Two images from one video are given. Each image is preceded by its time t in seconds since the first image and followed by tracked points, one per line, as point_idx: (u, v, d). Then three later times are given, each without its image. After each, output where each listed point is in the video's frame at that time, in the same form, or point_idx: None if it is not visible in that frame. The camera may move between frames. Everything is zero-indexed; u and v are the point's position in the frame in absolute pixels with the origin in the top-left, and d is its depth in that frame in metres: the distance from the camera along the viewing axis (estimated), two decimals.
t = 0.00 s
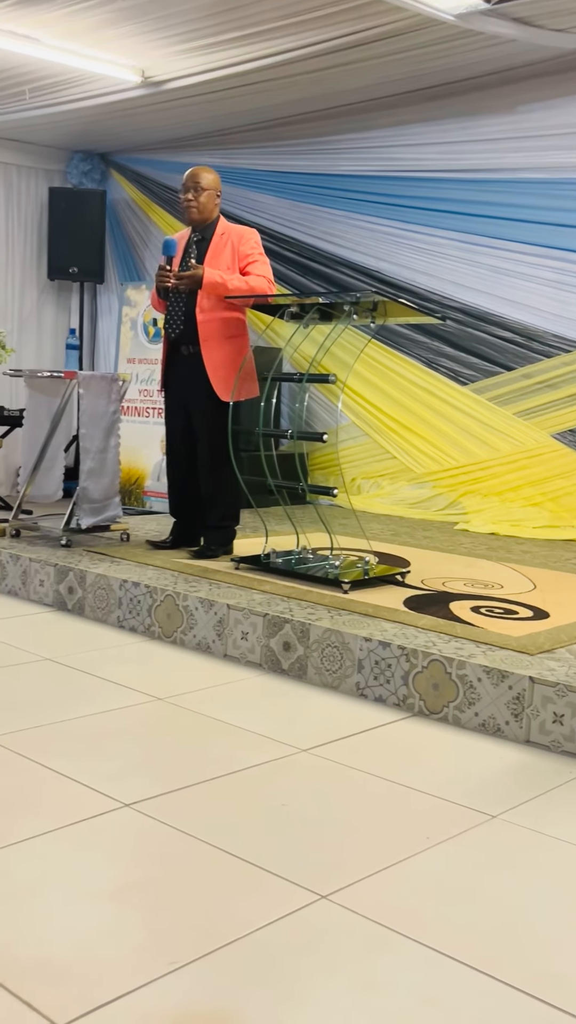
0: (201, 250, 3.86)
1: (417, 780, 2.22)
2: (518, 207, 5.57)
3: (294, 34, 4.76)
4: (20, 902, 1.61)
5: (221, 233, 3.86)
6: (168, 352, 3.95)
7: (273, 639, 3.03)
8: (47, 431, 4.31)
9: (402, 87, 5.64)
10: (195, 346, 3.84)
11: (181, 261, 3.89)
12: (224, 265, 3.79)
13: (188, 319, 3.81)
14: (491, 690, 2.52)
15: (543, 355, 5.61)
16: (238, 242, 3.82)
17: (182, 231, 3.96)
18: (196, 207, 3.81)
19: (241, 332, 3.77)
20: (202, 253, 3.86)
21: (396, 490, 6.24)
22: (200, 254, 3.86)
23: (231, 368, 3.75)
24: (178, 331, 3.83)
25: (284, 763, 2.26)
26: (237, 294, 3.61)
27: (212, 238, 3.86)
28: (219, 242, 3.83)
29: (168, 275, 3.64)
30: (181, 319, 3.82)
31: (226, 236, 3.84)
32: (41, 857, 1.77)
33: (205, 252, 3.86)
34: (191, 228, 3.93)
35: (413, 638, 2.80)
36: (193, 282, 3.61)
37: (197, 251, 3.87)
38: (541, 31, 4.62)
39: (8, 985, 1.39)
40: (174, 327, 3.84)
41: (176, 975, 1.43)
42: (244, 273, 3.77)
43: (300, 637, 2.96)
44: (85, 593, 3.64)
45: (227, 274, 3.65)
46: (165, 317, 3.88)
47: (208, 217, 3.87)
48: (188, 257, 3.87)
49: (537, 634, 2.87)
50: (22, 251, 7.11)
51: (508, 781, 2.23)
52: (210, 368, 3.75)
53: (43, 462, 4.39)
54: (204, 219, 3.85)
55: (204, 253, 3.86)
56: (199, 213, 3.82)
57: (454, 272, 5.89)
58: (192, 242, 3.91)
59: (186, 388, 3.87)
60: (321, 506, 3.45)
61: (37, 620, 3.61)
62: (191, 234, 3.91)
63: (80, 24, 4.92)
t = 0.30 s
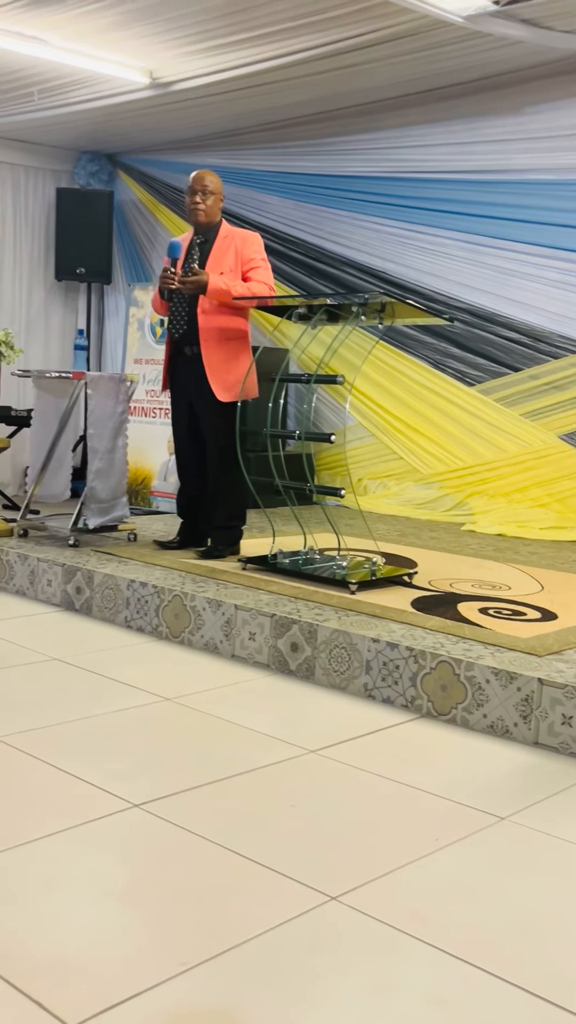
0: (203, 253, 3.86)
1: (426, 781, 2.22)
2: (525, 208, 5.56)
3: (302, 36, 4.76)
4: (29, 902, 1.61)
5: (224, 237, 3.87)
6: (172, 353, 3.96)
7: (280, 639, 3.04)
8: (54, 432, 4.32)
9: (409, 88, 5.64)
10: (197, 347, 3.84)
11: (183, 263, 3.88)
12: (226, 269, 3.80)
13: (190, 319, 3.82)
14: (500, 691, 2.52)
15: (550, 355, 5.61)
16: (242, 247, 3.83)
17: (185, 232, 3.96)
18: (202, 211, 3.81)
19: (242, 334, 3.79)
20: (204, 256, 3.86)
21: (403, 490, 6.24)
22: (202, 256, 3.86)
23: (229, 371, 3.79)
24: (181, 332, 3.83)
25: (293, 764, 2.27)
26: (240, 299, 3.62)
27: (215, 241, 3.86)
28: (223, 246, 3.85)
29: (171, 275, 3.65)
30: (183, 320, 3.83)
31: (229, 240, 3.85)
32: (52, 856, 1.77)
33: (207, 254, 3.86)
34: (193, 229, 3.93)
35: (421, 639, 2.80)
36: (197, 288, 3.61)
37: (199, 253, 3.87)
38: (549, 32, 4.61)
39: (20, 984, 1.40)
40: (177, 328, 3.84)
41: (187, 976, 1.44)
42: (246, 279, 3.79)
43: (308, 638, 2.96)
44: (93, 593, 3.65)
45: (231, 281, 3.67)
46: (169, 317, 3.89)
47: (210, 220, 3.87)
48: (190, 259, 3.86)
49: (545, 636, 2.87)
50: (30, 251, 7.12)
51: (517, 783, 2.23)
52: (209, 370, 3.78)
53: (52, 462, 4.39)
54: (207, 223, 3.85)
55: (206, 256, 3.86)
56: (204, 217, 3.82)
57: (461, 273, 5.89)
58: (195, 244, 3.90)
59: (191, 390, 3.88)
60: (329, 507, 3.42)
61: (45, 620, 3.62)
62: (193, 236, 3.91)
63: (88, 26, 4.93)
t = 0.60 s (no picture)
0: (216, 255, 3.87)
1: (438, 784, 2.21)
2: (538, 209, 5.55)
3: (315, 37, 4.76)
4: (40, 902, 1.61)
5: (238, 238, 3.87)
6: (183, 352, 3.96)
7: (291, 640, 3.03)
8: (66, 432, 4.33)
9: (422, 89, 5.63)
10: (210, 346, 3.84)
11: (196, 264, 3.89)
12: (241, 272, 3.80)
13: (205, 318, 3.82)
14: (511, 694, 2.52)
15: (563, 357, 5.59)
16: (256, 250, 3.84)
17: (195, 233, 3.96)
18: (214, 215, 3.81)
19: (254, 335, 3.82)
20: (216, 259, 3.86)
21: (414, 492, 6.23)
22: (214, 259, 3.87)
23: (243, 371, 3.78)
24: (194, 330, 3.83)
25: (304, 767, 2.26)
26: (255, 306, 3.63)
27: (228, 243, 3.86)
28: (236, 247, 3.85)
29: (187, 275, 3.65)
30: (197, 317, 3.83)
31: (243, 241, 3.85)
32: (63, 857, 1.77)
33: (220, 257, 3.86)
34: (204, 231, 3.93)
35: (433, 641, 2.80)
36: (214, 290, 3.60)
37: (212, 255, 3.87)
38: (563, 31, 4.60)
39: (29, 984, 1.40)
40: (190, 326, 3.84)
41: (197, 978, 1.43)
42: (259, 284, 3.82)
43: (318, 639, 2.96)
44: (104, 594, 3.65)
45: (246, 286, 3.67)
46: (182, 314, 3.88)
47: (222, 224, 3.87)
48: (202, 261, 3.87)
49: (558, 638, 2.86)
50: (42, 252, 7.14)
51: (528, 787, 2.22)
52: (224, 369, 3.76)
53: (64, 462, 4.40)
54: (218, 226, 3.85)
55: (218, 259, 3.86)
56: (216, 220, 3.82)
57: (474, 274, 5.88)
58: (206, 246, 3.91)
59: (202, 389, 3.88)
60: (340, 508, 3.40)
61: (57, 620, 3.63)
62: (205, 238, 3.91)
63: (101, 28, 4.94)
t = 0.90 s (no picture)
0: (230, 257, 3.87)
1: (449, 787, 2.21)
2: (549, 210, 5.54)
3: (326, 39, 4.76)
4: (51, 903, 1.62)
5: (252, 241, 3.87)
6: (195, 354, 3.96)
7: (302, 642, 3.03)
8: (77, 433, 4.34)
9: (433, 91, 5.63)
10: (223, 348, 3.84)
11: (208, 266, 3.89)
12: (255, 274, 3.81)
13: (219, 319, 3.81)
14: (523, 697, 2.51)
15: (573, 358, 5.57)
16: (271, 253, 3.84)
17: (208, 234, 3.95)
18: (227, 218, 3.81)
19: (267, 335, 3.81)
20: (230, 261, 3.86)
21: (424, 494, 6.22)
22: (228, 260, 3.86)
23: (256, 371, 3.78)
24: (208, 333, 3.83)
25: (315, 770, 2.25)
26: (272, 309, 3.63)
27: (242, 245, 3.86)
28: (251, 250, 3.85)
29: (203, 275, 3.69)
30: (211, 320, 3.82)
31: (258, 243, 3.86)
32: (75, 859, 1.78)
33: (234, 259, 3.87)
34: (218, 233, 3.93)
35: (443, 644, 2.79)
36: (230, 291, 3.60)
37: (225, 257, 3.86)
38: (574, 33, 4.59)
39: (40, 984, 1.40)
40: (204, 327, 3.83)
41: (209, 980, 1.43)
42: (273, 286, 3.82)
43: (329, 641, 2.96)
44: (115, 595, 3.66)
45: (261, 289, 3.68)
46: (196, 315, 3.87)
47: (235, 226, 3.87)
48: (216, 262, 3.87)
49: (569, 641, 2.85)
50: (53, 254, 7.16)
51: (539, 789, 2.22)
52: (237, 369, 3.77)
53: (74, 463, 4.41)
54: (231, 228, 3.85)
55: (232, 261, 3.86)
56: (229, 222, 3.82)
57: (484, 276, 5.87)
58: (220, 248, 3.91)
59: (215, 391, 3.89)
60: (350, 509, 3.39)
61: (67, 621, 3.64)
62: (217, 240, 3.90)
63: (112, 31, 4.96)
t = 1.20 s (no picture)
0: (239, 258, 3.87)
1: (457, 790, 2.20)
2: (558, 211, 5.53)
3: (335, 40, 4.76)
4: (61, 904, 1.62)
5: (261, 243, 3.87)
6: (203, 357, 3.96)
7: (311, 644, 3.03)
8: (87, 435, 4.35)
9: (442, 93, 5.63)
10: (232, 351, 3.85)
11: (218, 269, 3.90)
12: (264, 276, 3.81)
13: (228, 322, 3.82)
14: (532, 699, 2.50)
15: None
16: (280, 256, 3.84)
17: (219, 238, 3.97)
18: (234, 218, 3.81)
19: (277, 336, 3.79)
20: (239, 264, 3.87)
21: (433, 496, 6.22)
22: (237, 263, 3.87)
23: (265, 372, 3.77)
24: (216, 337, 3.84)
25: (323, 772, 2.25)
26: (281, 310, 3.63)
27: (251, 248, 3.87)
28: (260, 252, 3.85)
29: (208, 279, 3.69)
30: (219, 324, 3.83)
31: (267, 246, 3.85)
32: (84, 859, 1.78)
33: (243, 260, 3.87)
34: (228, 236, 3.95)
35: (453, 646, 2.78)
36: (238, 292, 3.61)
37: (235, 259, 3.88)
38: None
39: (48, 984, 1.40)
40: (213, 330, 3.83)
41: (217, 981, 1.43)
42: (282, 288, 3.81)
43: (338, 643, 2.95)
44: (124, 597, 3.67)
45: (270, 290, 3.69)
46: (204, 318, 3.87)
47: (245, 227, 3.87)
48: (225, 265, 3.88)
49: None
50: (62, 255, 7.19)
51: (548, 792, 2.21)
52: (246, 371, 3.78)
53: (84, 464, 4.42)
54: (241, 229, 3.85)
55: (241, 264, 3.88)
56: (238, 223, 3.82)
57: (494, 278, 5.86)
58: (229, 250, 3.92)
59: (223, 393, 3.90)
60: (359, 512, 3.43)
61: (77, 622, 3.64)
62: (227, 242, 3.92)
63: (121, 33, 4.97)
